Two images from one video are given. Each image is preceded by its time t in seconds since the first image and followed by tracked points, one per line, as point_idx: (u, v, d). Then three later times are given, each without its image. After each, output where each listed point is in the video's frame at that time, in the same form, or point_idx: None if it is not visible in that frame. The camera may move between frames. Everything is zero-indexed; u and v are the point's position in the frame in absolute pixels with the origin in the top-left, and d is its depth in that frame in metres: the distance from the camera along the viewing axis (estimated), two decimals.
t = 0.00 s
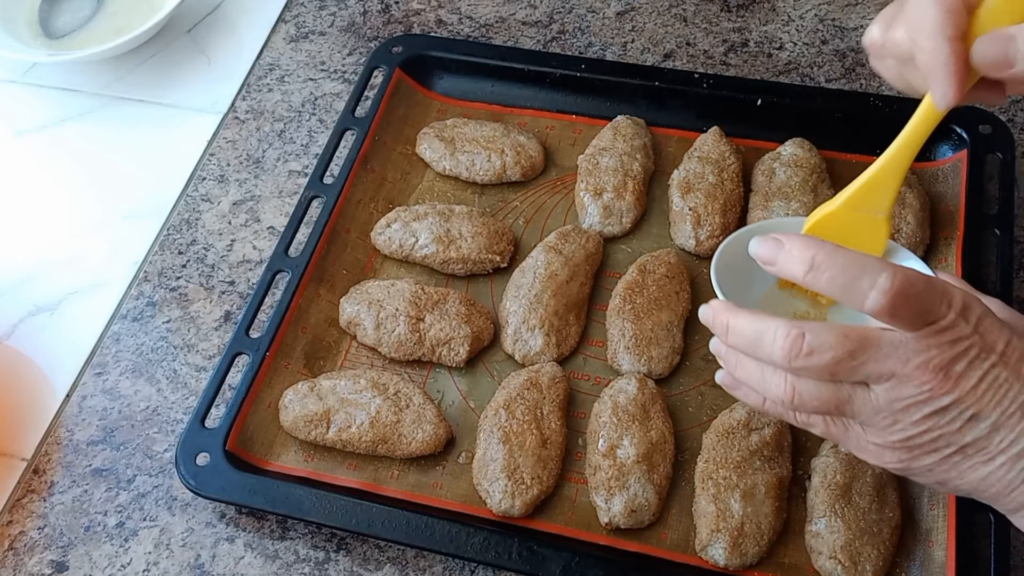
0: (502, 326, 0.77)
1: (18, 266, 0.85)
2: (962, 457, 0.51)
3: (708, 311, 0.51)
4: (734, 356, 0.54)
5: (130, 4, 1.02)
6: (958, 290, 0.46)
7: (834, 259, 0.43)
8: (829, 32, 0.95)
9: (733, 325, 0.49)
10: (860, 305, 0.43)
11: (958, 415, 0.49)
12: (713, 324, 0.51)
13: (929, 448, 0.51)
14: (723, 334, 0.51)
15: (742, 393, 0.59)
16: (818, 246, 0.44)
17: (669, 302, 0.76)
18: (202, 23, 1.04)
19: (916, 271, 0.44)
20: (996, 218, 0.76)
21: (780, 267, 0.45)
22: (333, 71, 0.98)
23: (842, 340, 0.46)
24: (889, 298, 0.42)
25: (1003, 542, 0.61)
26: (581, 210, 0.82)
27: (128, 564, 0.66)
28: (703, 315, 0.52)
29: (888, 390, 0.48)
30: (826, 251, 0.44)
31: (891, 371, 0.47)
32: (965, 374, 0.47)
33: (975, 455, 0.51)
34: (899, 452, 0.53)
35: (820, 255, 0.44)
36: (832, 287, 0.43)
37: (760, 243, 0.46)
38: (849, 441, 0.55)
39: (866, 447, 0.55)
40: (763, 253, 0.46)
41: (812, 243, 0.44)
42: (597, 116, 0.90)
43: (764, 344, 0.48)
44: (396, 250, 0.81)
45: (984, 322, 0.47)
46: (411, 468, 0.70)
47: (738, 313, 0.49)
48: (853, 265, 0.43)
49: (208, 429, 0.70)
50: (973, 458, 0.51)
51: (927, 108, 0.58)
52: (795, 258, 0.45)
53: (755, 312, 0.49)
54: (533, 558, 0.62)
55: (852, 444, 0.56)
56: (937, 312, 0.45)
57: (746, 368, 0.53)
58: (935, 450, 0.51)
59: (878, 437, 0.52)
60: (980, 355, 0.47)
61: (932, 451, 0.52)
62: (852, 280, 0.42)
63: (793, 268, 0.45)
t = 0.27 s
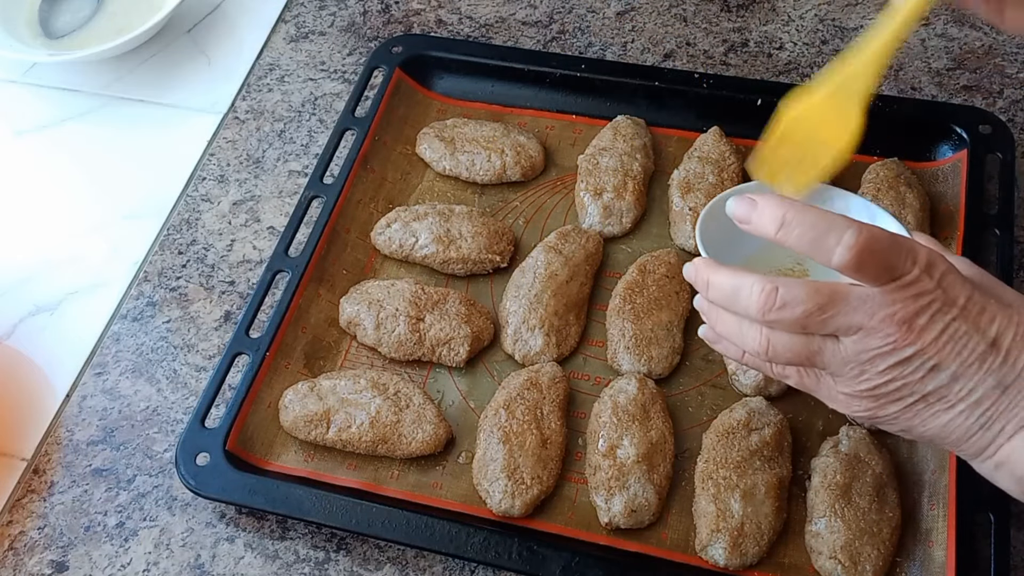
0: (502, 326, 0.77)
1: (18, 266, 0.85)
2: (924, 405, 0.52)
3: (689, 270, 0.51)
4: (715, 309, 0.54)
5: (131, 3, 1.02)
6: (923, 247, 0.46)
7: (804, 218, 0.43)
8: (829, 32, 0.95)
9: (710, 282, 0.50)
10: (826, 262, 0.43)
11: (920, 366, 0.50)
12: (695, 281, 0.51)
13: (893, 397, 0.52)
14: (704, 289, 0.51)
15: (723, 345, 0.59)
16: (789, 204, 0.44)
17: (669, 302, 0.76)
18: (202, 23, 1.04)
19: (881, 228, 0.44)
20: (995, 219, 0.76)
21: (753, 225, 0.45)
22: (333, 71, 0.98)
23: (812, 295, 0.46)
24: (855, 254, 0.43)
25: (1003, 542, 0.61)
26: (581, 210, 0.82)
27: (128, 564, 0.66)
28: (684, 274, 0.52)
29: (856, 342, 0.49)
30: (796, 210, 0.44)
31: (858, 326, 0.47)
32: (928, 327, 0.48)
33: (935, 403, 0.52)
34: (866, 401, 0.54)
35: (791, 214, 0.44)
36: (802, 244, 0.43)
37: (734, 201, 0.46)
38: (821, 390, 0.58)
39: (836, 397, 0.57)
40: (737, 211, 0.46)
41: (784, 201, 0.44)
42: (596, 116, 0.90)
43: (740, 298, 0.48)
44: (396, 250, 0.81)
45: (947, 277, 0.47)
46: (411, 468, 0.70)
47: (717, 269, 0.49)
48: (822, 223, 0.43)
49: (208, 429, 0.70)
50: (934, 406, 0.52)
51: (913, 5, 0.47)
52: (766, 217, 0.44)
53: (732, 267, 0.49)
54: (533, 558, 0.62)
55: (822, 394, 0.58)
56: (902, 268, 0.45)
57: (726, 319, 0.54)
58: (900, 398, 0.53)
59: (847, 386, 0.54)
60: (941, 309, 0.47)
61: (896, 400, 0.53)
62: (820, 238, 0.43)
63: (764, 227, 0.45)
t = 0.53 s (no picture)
0: (502, 326, 0.77)
1: (18, 266, 0.85)
2: (968, 409, 0.51)
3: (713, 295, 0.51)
4: (745, 334, 0.54)
5: (131, 3, 1.02)
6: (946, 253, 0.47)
7: (828, 233, 0.43)
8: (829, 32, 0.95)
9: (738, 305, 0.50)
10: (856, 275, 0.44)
11: (958, 371, 0.49)
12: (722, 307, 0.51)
13: (935, 404, 0.51)
14: (731, 315, 0.50)
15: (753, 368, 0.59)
16: (809, 222, 0.44)
17: (669, 301, 0.76)
18: (202, 23, 1.04)
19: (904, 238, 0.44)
20: (996, 218, 0.76)
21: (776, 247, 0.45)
22: (333, 71, 0.98)
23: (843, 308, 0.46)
24: (883, 265, 0.43)
25: (1003, 542, 0.61)
26: (581, 210, 0.82)
27: (128, 564, 0.66)
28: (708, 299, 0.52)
29: (893, 352, 0.48)
30: (819, 227, 0.44)
31: (891, 334, 0.47)
32: (963, 330, 0.47)
33: (979, 406, 0.51)
34: (908, 411, 0.53)
35: (814, 232, 0.44)
36: (829, 261, 0.44)
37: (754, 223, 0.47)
38: (860, 404, 0.55)
39: (878, 410, 0.55)
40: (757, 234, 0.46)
41: (805, 220, 0.44)
42: (596, 116, 0.90)
43: (772, 319, 0.48)
44: (396, 250, 0.81)
45: (976, 280, 0.47)
46: (411, 468, 0.70)
47: (743, 293, 0.49)
48: (847, 238, 0.43)
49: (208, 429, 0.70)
50: (978, 409, 0.51)
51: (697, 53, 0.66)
52: (789, 237, 0.44)
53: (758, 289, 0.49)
54: (533, 558, 0.62)
55: (862, 408, 0.55)
56: (928, 275, 0.46)
57: (755, 344, 0.54)
58: (940, 405, 0.52)
59: (887, 398, 0.53)
60: (975, 311, 0.47)
61: (938, 407, 0.52)
62: (847, 251, 0.43)
63: (788, 246, 0.44)
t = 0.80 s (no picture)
0: (501, 326, 0.77)
1: (18, 266, 0.85)
2: (1014, 392, 0.53)
3: (740, 296, 0.49)
4: (770, 334, 0.52)
5: (131, 3, 1.02)
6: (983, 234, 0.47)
7: (868, 223, 0.43)
8: (829, 32, 0.95)
9: (772, 304, 0.48)
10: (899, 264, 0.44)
11: (1003, 352, 0.50)
12: (750, 306, 0.49)
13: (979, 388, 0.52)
14: (761, 314, 0.49)
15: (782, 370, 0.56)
16: (848, 214, 0.44)
17: (669, 301, 0.76)
18: (202, 23, 1.04)
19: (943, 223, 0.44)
20: (996, 218, 0.76)
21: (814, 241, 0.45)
22: (333, 71, 0.98)
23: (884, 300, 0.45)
24: (928, 252, 0.43)
25: (1003, 542, 0.61)
26: (581, 210, 0.82)
27: (128, 564, 0.66)
28: (733, 300, 0.50)
29: (936, 341, 0.48)
30: (858, 218, 0.44)
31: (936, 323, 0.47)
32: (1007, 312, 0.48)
33: None
34: (952, 399, 0.53)
35: (854, 222, 0.44)
36: (870, 252, 0.44)
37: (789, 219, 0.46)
38: (899, 396, 0.54)
39: (920, 400, 0.54)
40: (792, 230, 0.46)
41: (843, 211, 0.44)
42: (596, 116, 0.90)
43: (808, 316, 0.47)
44: (396, 250, 0.82)
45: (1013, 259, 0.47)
46: (411, 468, 0.70)
47: (774, 291, 0.48)
48: (888, 227, 0.43)
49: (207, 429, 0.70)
50: None
51: None
52: (829, 230, 0.45)
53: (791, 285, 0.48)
54: (533, 558, 0.62)
55: (901, 401, 0.54)
56: (969, 258, 0.45)
57: (787, 341, 0.51)
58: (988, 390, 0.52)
59: (930, 388, 0.52)
60: (1017, 290, 0.47)
61: (982, 391, 0.52)
62: (890, 240, 0.43)
63: (827, 240, 0.45)
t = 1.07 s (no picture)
0: (502, 326, 0.77)
1: (18, 266, 0.85)
2: None
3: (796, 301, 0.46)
4: (829, 337, 0.49)
5: (131, 3, 1.02)
6: None
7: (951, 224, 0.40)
8: (829, 32, 0.95)
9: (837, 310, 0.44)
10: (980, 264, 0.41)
11: None
12: (808, 310, 0.45)
13: None
14: (821, 318, 0.45)
15: (842, 370, 0.55)
16: (926, 213, 0.41)
17: (668, 301, 0.76)
18: (202, 23, 1.04)
19: None
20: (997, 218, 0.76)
21: (888, 243, 0.41)
22: (333, 71, 0.98)
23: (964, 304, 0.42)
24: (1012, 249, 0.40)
25: (1003, 542, 0.61)
26: (581, 210, 0.82)
27: (128, 564, 0.66)
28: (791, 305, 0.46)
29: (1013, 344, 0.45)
30: (938, 218, 0.40)
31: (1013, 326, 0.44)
32: None
33: None
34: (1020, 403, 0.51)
35: (935, 223, 0.40)
36: (952, 253, 0.41)
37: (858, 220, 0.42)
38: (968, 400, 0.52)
39: (988, 404, 0.52)
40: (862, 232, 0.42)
41: (920, 210, 0.41)
42: (596, 116, 0.90)
43: (878, 323, 0.43)
44: (396, 250, 0.82)
45: None
46: (411, 468, 0.70)
47: (836, 294, 0.44)
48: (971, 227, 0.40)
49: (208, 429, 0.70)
50: None
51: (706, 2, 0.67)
52: (905, 230, 0.41)
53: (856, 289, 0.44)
54: (533, 558, 0.62)
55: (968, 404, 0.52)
56: None
57: (847, 347, 0.48)
58: None
59: (1000, 392, 0.50)
60: None
61: None
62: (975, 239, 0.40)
63: (903, 241, 0.41)
